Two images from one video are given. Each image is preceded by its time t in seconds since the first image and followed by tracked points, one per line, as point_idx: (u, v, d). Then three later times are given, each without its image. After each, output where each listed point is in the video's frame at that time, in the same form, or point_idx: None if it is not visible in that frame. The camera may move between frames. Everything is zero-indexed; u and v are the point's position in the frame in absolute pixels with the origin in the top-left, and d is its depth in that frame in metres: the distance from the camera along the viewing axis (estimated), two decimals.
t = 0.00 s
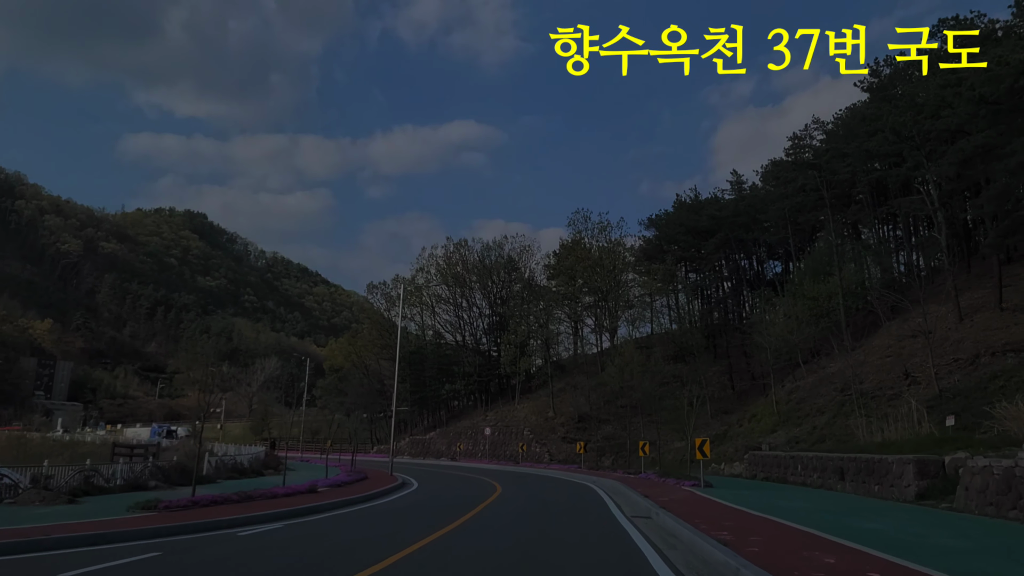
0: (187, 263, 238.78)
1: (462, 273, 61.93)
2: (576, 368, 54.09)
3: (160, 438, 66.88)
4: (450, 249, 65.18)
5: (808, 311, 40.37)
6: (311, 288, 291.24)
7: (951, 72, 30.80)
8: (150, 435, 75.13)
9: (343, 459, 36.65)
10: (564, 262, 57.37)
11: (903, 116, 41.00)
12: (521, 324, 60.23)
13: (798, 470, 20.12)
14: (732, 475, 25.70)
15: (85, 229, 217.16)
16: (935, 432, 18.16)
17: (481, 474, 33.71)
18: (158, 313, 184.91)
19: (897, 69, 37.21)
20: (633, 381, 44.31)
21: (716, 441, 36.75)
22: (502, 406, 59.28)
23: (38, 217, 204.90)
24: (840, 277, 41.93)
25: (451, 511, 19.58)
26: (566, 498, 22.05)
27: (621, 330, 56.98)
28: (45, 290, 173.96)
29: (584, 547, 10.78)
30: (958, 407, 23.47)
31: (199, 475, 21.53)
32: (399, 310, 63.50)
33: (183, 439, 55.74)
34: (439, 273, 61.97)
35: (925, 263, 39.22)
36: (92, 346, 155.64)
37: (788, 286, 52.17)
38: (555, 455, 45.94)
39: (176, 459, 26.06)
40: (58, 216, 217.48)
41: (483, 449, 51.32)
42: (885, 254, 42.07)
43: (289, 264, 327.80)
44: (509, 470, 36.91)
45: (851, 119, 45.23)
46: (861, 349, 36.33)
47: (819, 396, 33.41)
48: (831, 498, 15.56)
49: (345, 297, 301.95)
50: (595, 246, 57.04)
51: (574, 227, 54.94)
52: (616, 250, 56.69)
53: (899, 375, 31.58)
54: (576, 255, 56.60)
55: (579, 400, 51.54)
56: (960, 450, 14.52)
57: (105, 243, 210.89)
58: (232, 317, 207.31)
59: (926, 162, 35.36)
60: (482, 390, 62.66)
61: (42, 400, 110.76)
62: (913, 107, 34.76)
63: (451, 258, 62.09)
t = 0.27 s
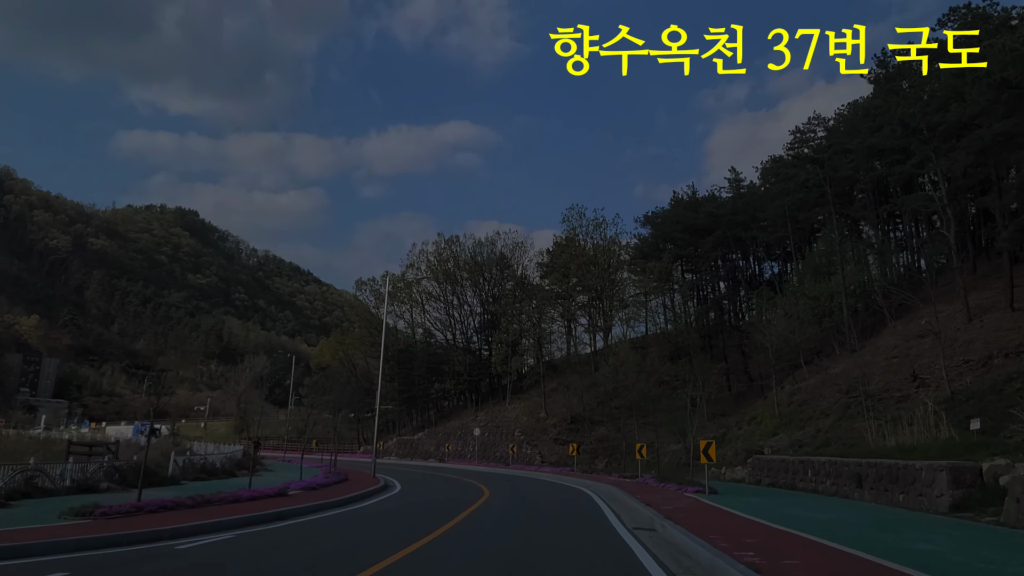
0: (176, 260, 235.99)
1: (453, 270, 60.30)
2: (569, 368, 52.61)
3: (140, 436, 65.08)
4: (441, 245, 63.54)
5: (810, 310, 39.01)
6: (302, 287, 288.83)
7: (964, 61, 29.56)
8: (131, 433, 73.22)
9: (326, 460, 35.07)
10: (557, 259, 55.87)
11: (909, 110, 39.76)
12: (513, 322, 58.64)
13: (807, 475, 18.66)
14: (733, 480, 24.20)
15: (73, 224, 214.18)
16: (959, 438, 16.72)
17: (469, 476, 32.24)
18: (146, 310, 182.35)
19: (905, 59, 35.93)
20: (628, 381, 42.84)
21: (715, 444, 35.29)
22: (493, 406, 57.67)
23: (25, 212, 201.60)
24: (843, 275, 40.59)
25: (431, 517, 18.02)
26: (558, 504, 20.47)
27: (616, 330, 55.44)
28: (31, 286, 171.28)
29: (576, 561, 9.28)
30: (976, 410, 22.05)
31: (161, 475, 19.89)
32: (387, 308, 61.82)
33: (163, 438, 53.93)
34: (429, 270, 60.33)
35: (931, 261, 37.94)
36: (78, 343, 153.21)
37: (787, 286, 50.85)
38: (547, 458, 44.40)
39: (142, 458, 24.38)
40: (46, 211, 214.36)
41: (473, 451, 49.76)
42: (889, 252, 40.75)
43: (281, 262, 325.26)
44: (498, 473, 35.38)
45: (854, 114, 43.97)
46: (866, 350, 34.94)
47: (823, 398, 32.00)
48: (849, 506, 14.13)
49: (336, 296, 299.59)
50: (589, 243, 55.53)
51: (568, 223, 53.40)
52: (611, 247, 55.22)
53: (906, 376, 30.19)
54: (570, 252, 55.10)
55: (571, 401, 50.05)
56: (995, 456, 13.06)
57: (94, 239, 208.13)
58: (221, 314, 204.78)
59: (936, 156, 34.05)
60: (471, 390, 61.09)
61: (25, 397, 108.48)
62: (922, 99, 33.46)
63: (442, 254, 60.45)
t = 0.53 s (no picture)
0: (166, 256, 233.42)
1: (444, 266, 58.81)
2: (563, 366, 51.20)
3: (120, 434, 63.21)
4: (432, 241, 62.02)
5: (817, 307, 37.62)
6: (293, 285, 286.39)
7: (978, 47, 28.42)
8: (112, 431, 71.29)
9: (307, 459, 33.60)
10: (550, 256, 54.58)
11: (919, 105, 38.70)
12: (505, 320, 57.13)
13: (820, 481, 17.22)
14: (737, 484, 22.78)
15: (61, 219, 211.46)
16: (986, 441, 15.39)
17: (454, 477, 30.94)
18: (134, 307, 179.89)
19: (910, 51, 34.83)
20: (624, 380, 41.41)
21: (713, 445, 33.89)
22: (483, 406, 56.12)
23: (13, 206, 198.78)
24: (846, 272, 39.35)
25: (409, 526, 16.53)
26: (546, 514, 19.08)
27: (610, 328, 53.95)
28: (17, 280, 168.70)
29: None
30: (995, 411, 20.73)
31: (117, 478, 18.39)
32: (376, 304, 60.26)
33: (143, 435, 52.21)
34: (419, 266, 58.83)
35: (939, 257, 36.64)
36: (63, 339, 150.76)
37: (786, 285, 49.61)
38: (538, 459, 42.88)
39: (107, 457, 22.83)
40: (34, 205, 211.50)
41: (461, 451, 48.29)
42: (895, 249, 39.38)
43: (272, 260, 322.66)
44: (487, 474, 33.96)
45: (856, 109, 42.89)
46: (870, 349, 33.62)
47: (827, 399, 30.63)
48: (873, 515, 12.76)
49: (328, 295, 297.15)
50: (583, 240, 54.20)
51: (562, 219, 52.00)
52: (606, 245, 53.97)
53: (914, 377, 28.87)
54: (564, 249, 53.84)
55: (564, 401, 48.60)
56: None
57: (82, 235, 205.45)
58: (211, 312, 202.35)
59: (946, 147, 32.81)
60: (461, 389, 59.51)
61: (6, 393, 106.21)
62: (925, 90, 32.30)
63: (433, 250, 58.97)
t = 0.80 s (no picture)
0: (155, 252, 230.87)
1: (433, 261, 57.30)
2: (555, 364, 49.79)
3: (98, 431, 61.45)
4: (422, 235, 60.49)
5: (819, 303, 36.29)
6: (284, 283, 284.00)
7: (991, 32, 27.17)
8: (92, 427, 69.49)
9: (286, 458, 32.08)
10: (543, 250, 53.13)
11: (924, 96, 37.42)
12: (495, 316, 55.62)
13: (834, 487, 15.76)
14: (739, 488, 21.35)
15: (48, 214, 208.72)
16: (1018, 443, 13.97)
17: (439, 477, 29.50)
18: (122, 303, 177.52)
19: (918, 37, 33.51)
20: (618, 378, 39.98)
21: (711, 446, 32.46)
22: (473, 404, 54.60)
23: None
24: (849, 268, 38.04)
25: (385, 533, 15.02)
26: (536, 520, 17.64)
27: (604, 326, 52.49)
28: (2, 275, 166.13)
29: None
30: (1017, 412, 19.35)
31: (66, 478, 16.83)
32: (363, 300, 58.71)
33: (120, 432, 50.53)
34: (408, 261, 57.30)
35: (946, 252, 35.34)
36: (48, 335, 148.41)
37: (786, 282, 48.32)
38: (528, 460, 41.41)
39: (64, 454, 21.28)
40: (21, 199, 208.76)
41: (449, 451, 46.81)
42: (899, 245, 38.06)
43: (263, 258, 320.12)
44: (474, 474, 32.53)
45: (859, 100, 41.66)
46: (876, 348, 32.26)
47: (831, 399, 29.26)
48: (903, 525, 11.33)
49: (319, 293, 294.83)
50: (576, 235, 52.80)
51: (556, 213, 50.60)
52: (600, 240, 52.59)
53: (922, 376, 27.49)
54: (557, 243, 52.39)
55: (555, 399, 47.17)
56: None
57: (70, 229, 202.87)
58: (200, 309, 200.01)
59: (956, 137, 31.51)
60: (450, 387, 57.95)
61: None
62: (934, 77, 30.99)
63: (423, 244, 57.44)
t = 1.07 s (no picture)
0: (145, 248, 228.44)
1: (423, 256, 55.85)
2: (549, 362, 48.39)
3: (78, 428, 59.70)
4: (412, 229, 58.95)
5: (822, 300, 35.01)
6: (276, 280, 281.71)
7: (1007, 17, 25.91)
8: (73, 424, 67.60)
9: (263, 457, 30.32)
10: (536, 246, 51.74)
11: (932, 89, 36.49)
12: (486, 313, 54.10)
13: (854, 494, 14.34)
14: (744, 493, 19.90)
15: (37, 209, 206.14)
16: None
17: (424, 480, 27.97)
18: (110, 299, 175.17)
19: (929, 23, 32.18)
20: (613, 377, 38.51)
21: (710, 448, 31.04)
22: (462, 403, 53.00)
23: None
24: (853, 264, 36.75)
25: (358, 543, 13.51)
26: (526, 528, 16.18)
27: (598, 324, 51.03)
28: None
29: None
30: None
31: (8, 480, 15.33)
32: (351, 296, 57.15)
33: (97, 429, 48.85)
34: (398, 256, 55.77)
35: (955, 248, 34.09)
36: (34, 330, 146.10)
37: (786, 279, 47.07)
38: (518, 460, 39.94)
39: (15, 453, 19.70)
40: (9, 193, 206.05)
41: (437, 451, 45.28)
42: (905, 241, 36.79)
43: (255, 255, 317.75)
44: (461, 476, 31.06)
45: (863, 92, 40.46)
46: (885, 347, 30.89)
47: (837, 399, 27.88)
48: (946, 545, 9.89)
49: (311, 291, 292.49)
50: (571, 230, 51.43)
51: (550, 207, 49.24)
52: (594, 235, 51.22)
53: (934, 376, 26.06)
54: (551, 238, 51.01)
55: (548, 398, 45.66)
56: None
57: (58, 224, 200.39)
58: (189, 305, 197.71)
59: (969, 128, 30.24)
60: (439, 386, 56.31)
61: None
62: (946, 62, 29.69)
63: (412, 239, 55.94)
